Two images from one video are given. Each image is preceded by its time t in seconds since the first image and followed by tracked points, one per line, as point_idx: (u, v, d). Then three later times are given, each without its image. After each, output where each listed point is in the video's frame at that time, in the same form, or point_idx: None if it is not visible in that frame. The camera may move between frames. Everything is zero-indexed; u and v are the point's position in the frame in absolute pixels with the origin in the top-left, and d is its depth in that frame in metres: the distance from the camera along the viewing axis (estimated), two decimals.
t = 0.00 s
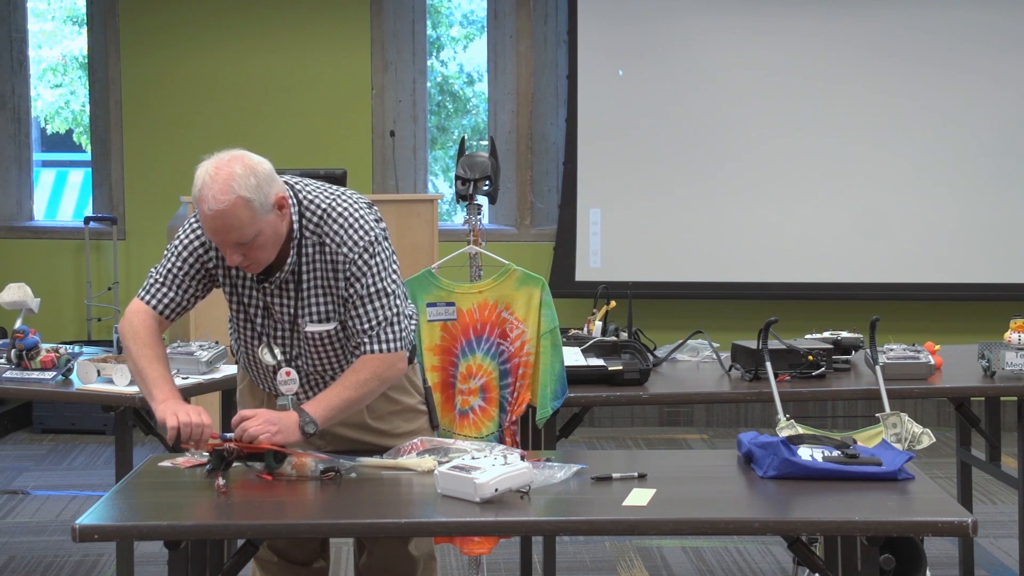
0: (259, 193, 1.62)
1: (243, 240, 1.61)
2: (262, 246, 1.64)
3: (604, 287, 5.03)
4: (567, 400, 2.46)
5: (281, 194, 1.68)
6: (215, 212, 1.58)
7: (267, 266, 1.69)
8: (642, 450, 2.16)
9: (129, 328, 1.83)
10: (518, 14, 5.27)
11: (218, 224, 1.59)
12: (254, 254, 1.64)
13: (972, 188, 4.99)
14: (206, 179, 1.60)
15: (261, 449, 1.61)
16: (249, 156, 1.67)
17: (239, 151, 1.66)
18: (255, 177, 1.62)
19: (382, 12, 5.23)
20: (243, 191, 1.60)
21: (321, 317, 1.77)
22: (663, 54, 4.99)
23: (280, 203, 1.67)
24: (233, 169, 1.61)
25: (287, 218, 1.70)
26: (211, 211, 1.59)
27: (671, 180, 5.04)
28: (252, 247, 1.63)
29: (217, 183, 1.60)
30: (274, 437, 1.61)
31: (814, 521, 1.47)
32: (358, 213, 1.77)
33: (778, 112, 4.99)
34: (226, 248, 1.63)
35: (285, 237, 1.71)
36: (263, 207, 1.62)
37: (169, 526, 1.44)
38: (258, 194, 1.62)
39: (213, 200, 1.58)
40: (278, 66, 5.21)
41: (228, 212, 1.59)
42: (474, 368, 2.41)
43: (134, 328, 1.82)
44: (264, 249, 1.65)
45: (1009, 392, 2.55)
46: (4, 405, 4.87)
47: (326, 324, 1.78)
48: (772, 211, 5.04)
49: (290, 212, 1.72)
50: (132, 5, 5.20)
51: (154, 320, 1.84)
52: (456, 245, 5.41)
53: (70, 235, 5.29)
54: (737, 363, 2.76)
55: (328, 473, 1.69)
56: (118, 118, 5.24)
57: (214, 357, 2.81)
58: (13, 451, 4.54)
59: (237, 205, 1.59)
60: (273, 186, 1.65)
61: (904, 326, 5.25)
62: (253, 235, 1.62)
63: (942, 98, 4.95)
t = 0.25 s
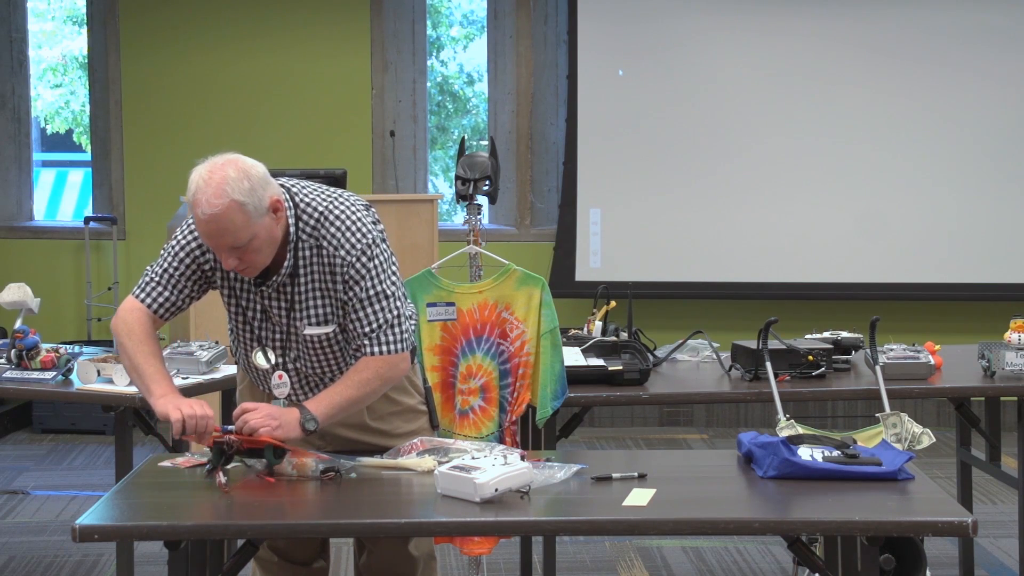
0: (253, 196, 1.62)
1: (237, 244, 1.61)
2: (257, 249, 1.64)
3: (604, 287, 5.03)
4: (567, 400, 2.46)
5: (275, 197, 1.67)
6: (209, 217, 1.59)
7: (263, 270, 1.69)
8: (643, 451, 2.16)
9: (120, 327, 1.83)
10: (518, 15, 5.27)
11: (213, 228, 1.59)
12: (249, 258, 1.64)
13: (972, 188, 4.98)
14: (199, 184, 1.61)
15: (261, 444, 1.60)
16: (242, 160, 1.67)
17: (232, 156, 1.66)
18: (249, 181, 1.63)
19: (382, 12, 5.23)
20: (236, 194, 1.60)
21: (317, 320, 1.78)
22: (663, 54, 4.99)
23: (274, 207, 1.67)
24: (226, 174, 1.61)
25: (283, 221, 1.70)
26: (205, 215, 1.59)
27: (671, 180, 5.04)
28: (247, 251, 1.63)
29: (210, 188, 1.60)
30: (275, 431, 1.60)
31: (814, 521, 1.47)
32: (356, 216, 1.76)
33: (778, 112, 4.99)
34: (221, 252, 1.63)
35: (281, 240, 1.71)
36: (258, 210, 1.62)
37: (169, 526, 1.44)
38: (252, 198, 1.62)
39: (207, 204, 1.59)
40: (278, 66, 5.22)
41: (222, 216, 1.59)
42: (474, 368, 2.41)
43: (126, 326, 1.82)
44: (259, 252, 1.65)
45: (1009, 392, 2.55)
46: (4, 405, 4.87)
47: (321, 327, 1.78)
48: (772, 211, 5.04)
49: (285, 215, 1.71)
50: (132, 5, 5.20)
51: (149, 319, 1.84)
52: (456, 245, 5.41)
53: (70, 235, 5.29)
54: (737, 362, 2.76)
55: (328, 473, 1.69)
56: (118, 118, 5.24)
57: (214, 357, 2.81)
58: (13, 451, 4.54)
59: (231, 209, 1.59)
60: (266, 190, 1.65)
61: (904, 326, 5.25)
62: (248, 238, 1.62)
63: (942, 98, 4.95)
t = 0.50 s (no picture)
0: (240, 208, 1.61)
1: (226, 256, 1.61)
2: (247, 261, 1.64)
3: (604, 287, 5.03)
4: (567, 400, 2.46)
5: (265, 207, 1.67)
6: (196, 230, 1.59)
7: (255, 280, 1.69)
8: (643, 450, 2.16)
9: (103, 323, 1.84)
10: (518, 15, 5.27)
11: (201, 242, 1.60)
12: (240, 269, 1.64)
13: (972, 188, 4.98)
14: (187, 198, 1.61)
15: (260, 429, 1.60)
16: (229, 171, 1.66)
17: (220, 168, 1.65)
18: (234, 192, 1.62)
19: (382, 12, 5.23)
20: (222, 206, 1.60)
21: (311, 329, 1.78)
22: (664, 54, 4.99)
23: (264, 216, 1.66)
24: (212, 187, 1.61)
25: (274, 231, 1.70)
26: (193, 229, 1.59)
27: (671, 180, 5.04)
28: (237, 263, 1.63)
29: (197, 201, 1.60)
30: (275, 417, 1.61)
31: (814, 521, 1.47)
32: (350, 224, 1.75)
33: (778, 112, 4.99)
34: (211, 264, 1.63)
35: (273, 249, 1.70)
36: (246, 221, 1.62)
37: (169, 525, 1.44)
38: (239, 209, 1.61)
39: (194, 217, 1.59)
40: (278, 66, 5.22)
41: (210, 229, 1.59)
42: (474, 368, 2.41)
43: (116, 318, 1.82)
44: (250, 263, 1.65)
45: (1009, 392, 2.55)
46: (4, 405, 4.87)
47: (316, 336, 1.78)
48: (771, 211, 5.04)
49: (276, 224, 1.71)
50: (132, 5, 5.20)
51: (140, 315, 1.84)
52: (456, 245, 5.41)
53: (70, 235, 5.29)
54: (737, 363, 2.76)
55: (329, 473, 1.70)
56: (118, 119, 5.24)
57: (214, 357, 2.81)
58: (13, 451, 4.54)
59: (218, 222, 1.59)
60: (254, 201, 1.64)
61: (904, 326, 5.25)
62: (236, 250, 1.61)
63: (941, 98, 4.95)
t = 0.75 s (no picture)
0: (230, 221, 1.60)
1: (221, 270, 1.62)
2: (242, 272, 1.64)
3: (604, 287, 5.03)
4: (567, 400, 2.46)
5: (255, 217, 1.66)
6: (189, 247, 1.59)
7: (252, 289, 1.70)
8: (643, 450, 2.16)
9: (85, 320, 1.88)
10: (518, 15, 5.27)
11: (194, 257, 1.60)
12: (235, 281, 1.65)
13: (972, 188, 4.98)
14: (176, 215, 1.60)
15: (259, 413, 1.58)
16: (217, 183, 1.65)
17: (207, 180, 1.64)
18: (224, 206, 1.61)
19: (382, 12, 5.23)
20: (212, 222, 1.59)
21: (305, 336, 1.79)
22: (664, 54, 4.99)
23: (256, 226, 1.65)
24: (201, 202, 1.60)
25: (266, 239, 1.69)
26: (186, 245, 1.59)
27: (671, 180, 5.04)
28: (232, 275, 1.64)
29: (187, 217, 1.59)
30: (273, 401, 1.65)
31: (814, 521, 1.47)
32: (344, 230, 1.75)
33: (778, 112, 4.99)
34: (206, 278, 1.64)
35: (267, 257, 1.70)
36: (237, 234, 1.61)
37: (169, 526, 1.44)
38: (230, 223, 1.61)
39: (185, 235, 1.58)
40: (279, 66, 5.22)
41: (202, 245, 1.59)
42: (474, 368, 2.41)
43: (110, 311, 1.82)
44: (246, 274, 1.65)
45: (1009, 392, 2.55)
46: (4, 405, 4.87)
47: (312, 343, 1.79)
48: (771, 211, 5.04)
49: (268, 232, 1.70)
50: (132, 5, 5.20)
51: (133, 310, 1.84)
52: (456, 245, 5.41)
53: (70, 235, 5.29)
54: (737, 363, 2.76)
55: (328, 473, 1.69)
56: (118, 118, 5.24)
57: (213, 357, 2.81)
58: (13, 451, 4.54)
59: (209, 237, 1.59)
60: (245, 212, 1.63)
61: (904, 326, 5.25)
62: (230, 263, 1.62)
63: (941, 98, 4.95)
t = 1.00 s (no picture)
0: (230, 228, 1.60)
1: (223, 276, 1.62)
2: (244, 277, 1.65)
3: (604, 287, 5.03)
4: (567, 400, 2.46)
5: (254, 222, 1.65)
6: (190, 255, 1.58)
7: (254, 292, 1.70)
8: (642, 450, 2.16)
9: (81, 314, 1.86)
10: (518, 15, 5.27)
11: (196, 265, 1.60)
12: (237, 286, 1.65)
13: (972, 188, 4.98)
14: (176, 223, 1.59)
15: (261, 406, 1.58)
16: (215, 190, 1.64)
17: (205, 187, 1.63)
18: (224, 213, 1.60)
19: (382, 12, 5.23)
20: (212, 230, 1.58)
21: (305, 339, 1.79)
22: (664, 54, 4.99)
23: (256, 231, 1.65)
24: (200, 210, 1.59)
25: (265, 243, 1.69)
26: (187, 253, 1.58)
27: (671, 180, 5.04)
28: (234, 280, 1.64)
29: (187, 225, 1.58)
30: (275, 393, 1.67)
31: (814, 521, 1.47)
32: (343, 233, 1.75)
33: (778, 112, 4.99)
34: (208, 284, 1.64)
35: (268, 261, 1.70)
36: (238, 240, 1.61)
37: (169, 526, 1.44)
38: (230, 230, 1.60)
39: (186, 243, 1.58)
40: (279, 66, 5.22)
41: (203, 253, 1.59)
42: (474, 368, 2.41)
43: (110, 304, 1.82)
44: (248, 278, 1.65)
45: (1009, 392, 2.55)
46: (4, 405, 4.87)
47: (311, 346, 1.79)
48: (771, 211, 5.04)
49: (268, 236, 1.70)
50: (132, 6, 5.20)
51: (132, 303, 1.84)
52: (456, 245, 5.41)
53: (70, 235, 5.29)
54: (737, 363, 2.76)
55: (328, 474, 1.70)
56: (118, 118, 5.24)
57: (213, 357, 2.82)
58: (13, 451, 4.54)
59: (210, 245, 1.58)
60: (244, 218, 1.63)
61: (904, 326, 5.25)
62: (232, 269, 1.62)
63: (941, 98, 4.95)
